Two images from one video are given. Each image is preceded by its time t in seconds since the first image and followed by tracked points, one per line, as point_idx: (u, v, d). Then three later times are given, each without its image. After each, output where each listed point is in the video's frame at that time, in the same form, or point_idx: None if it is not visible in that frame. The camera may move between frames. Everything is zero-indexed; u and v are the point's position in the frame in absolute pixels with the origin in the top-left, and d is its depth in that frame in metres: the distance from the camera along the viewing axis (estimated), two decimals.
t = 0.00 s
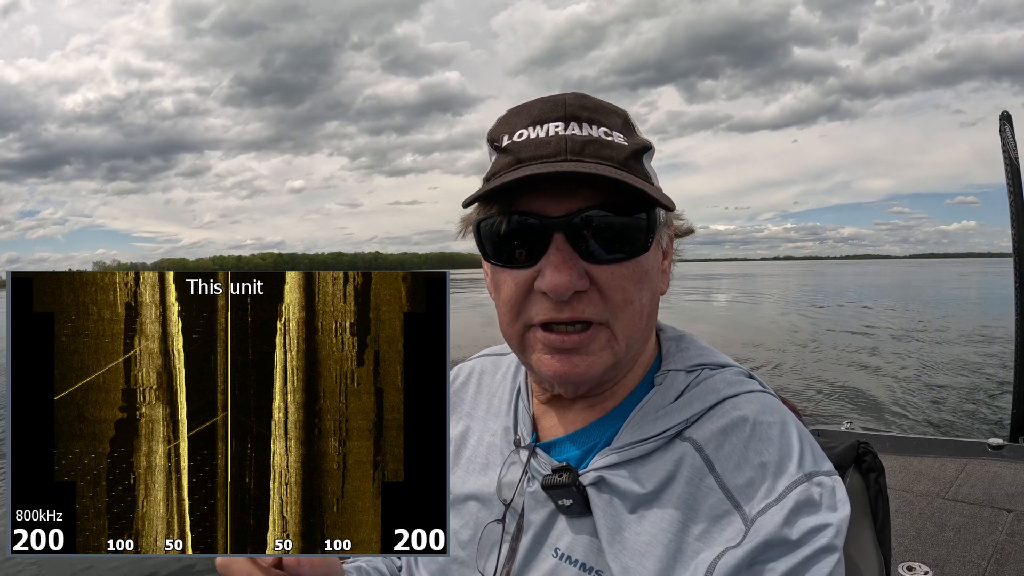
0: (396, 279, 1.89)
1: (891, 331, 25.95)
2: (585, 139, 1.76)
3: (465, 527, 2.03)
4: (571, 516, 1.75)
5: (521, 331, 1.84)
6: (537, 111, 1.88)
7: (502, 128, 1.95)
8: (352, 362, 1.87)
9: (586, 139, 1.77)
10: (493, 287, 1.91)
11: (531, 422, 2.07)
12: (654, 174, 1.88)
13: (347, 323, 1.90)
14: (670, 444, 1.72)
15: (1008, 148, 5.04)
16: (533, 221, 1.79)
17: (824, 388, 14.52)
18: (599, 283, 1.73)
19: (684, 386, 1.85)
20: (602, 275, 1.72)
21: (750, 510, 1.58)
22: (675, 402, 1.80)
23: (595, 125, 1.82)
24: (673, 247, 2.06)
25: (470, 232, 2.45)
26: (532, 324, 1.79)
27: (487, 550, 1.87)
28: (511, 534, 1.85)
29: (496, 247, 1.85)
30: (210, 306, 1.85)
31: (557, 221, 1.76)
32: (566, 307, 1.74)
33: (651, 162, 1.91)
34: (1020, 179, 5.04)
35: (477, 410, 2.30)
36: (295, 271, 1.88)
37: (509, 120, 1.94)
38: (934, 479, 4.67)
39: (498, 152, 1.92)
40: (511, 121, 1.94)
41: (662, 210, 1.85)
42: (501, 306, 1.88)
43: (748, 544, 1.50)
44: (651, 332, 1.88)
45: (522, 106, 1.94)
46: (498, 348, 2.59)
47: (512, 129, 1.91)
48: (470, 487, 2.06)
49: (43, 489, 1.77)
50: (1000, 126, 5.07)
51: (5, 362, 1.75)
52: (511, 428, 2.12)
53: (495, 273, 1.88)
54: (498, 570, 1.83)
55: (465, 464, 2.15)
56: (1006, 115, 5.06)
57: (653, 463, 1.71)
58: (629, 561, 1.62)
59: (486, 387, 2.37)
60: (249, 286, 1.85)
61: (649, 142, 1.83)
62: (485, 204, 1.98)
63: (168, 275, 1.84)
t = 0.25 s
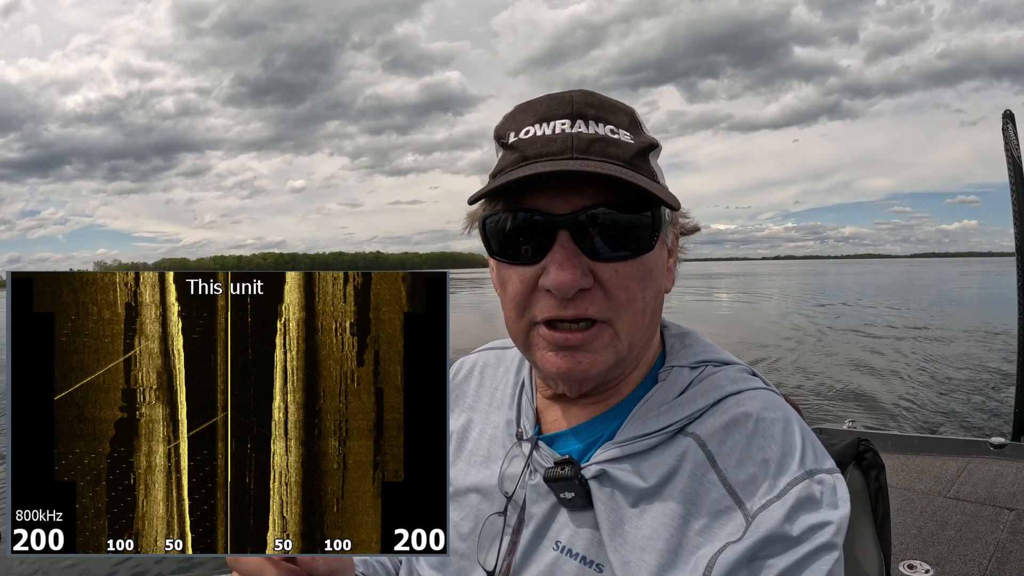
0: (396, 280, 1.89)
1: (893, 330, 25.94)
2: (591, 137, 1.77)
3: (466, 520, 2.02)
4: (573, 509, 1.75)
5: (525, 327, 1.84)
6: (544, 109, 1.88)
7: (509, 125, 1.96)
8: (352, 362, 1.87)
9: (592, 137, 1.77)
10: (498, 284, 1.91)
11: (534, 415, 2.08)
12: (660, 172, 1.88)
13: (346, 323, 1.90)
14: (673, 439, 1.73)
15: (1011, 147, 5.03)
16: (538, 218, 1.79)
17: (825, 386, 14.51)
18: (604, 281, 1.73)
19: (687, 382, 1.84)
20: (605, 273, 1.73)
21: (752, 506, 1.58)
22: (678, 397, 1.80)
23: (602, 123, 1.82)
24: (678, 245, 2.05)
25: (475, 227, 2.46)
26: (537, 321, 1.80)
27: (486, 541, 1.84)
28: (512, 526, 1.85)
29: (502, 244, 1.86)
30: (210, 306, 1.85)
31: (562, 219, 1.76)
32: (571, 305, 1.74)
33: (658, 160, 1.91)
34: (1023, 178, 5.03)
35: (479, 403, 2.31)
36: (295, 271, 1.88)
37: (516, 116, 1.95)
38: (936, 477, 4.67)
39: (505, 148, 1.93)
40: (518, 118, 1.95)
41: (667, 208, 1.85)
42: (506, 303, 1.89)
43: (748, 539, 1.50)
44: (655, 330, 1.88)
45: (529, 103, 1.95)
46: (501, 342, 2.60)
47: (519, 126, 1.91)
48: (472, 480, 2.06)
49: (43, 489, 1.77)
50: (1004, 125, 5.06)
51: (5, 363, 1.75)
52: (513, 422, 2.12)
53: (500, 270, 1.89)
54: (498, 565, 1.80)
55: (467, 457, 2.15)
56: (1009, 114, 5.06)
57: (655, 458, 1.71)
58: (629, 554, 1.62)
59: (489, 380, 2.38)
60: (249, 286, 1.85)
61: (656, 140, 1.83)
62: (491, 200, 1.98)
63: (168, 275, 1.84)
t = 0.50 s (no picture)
0: (396, 279, 1.89)
1: (893, 329, 25.94)
2: (598, 140, 1.76)
3: (476, 519, 2.02)
4: (584, 509, 1.75)
5: (532, 328, 1.85)
6: (552, 113, 1.88)
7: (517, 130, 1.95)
8: (352, 362, 1.87)
9: (598, 141, 1.77)
10: (506, 285, 1.92)
11: (545, 416, 2.08)
12: (667, 175, 1.87)
13: (347, 323, 1.90)
14: (682, 440, 1.73)
15: (1013, 147, 5.03)
16: (546, 220, 1.79)
17: (826, 386, 14.51)
18: (609, 282, 1.73)
19: (696, 384, 1.85)
20: (611, 274, 1.73)
21: (759, 504, 1.57)
22: (687, 399, 1.80)
23: (609, 127, 1.82)
24: (686, 247, 2.05)
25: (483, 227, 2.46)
26: (542, 321, 1.80)
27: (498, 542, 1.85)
28: (523, 526, 1.85)
29: (510, 245, 1.86)
30: (210, 306, 1.85)
31: (569, 220, 1.76)
32: (576, 305, 1.74)
33: (665, 163, 1.90)
34: None
35: (490, 403, 2.31)
36: (295, 271, 1.88)
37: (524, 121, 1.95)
38: (938, 477, 4.67)
39: (514, 153, 1.93)
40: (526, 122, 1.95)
41: (673, 211, 1.84)
42: (513, 303, 1.89)
43: (756, 536, 1.50)
44: (661, 331, 1.88)
45: (538, 107, 1.94)
46: (510, 341, 2.60)
47: (527, 131, 1.91)
48: (483, 480, 2.06)
49: (43, 489, 1.77)
50: (1006, 125, 5.06)
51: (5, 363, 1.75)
52: (524, 422, 2.12)
53: (508, 271, 1.89)
54: (510, 563, 1.82)
55: (477, 457, 2.15)
56: (1011, 114, 5.05)
57: (664, 458, 1.71)
58: (640, 553, 1.62)
59: (499, 380, 2.38)
60: (249, 285, 1.85)
61: (662, 144, 1.82)
62: (499, 202, 1.98)
63: (168, 275, 1.84)
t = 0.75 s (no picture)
0: (396, 279, 1.88)
1: (895, 329, 25.91)
2: (587, 153, 1.76)
3: (478, 532, 2.01)
4: (585, 523, 1.76)
5: (526, 338, 1.85)
6: (543, 128, 1.89)
7: (511, 146, 1.96)
8: (352, 362, 1.87)
9: (587, 153, 1.76)
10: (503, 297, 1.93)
11: (546, 430, 2.07)
12: (662, 187, 1.86)
13: (346, 322, 1.90)
14: (683, 454, 1.73)
15: (1016, 150, 5.02)
16: (540, 233, 1.79)
17: (827, 386, 14.51)
18: (600, 292, 1.72)
19: (697, 399, 1.84)
20: (602, 285, 1.72)
21: (760, 516, 1.57)
22: (688, 413, 1.80)
23: (599, 139, 1.81)
24: (685, 257, 2.03)
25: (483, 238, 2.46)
26: (535, 331, 1.81)
27: (501, 555, 1.86)
28: (525, 540, 1.85)
29: (506, 258, 1.87)
30: (210, 306, 1.84)
31: (559, 232, 1.77)
32: (567, 316, 1.74)
33: (659, 174, 1.89)
34: None
35: (493, 416, 2.31)
36: (295, 271, 1.88)
37: (518, 137, 1.96)
38: (940, 482, 4.66)
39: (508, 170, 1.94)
40: (520, 138, 1.95)
41: (668, 220, 1.82)
42: (508, 314, 1.90)
43: (757, 549, 1.49)
44: (658, 342, 1.86)
45: (530, 123, 1.95)
46: (514, 353, 2.59)
47: (520, 146, 1.91)
48: (485, 493, 2.05)
49: (43, 489, 1.77)
50: (1009, 128, 5.06)
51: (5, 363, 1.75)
52: (526, 435, 2.11)
53: (505, 283, 1.90)
54: None
55: (479, 471, 2.14)
56: (1014, 117, 5.05)
57: (665, 472, 1.71)
58: (643, 567, 1.62)
59: (502, 393, 2.37)
60: (249, 285, 1.85)
61: (655, 155, 1.81)
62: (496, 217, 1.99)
63: (168, 275, 1.84)
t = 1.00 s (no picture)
0: (396, 279, 1.88)
1: (896, 328, 25.87)
2: (564, 150, 1.78)
3: (468, 532, 2.01)
4: (574, 523, 1.75)
5: (508, 336, 1.87)
6: (524, 130, 1.92)
7: (494, 149, 2.00)
8: (352, 362, 1.87)
9: (564, 150, 1.79)
10: (488, 297, 1.94)
11: (536, 429, 2.08)
12: (643, 183, 1.87)
13: (347, 323, 1.90)
14: (673, 453, 1.73)
15: (1016, 149, 5.02)
16: (520, 231, 1.80)
17: (829, 386, 14.49)
18: (578, 287, 1.73)
19: (687, 397, 1.84)
20: (580, 278, 1.73)
21: (749, 517, 1.57)
22: (678, 412, 1.80)
23: (578, 137, 1.83)
24: (672, 252, 2.02)
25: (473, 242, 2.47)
26: (516, 328, 1.82)
27: (490, 554, 1.88)
28: (514, 539, 1.86)
29: (491, 258, 1.88)
30: (211, 306, 1.84)
31: (536, 227, 1.78)
32: (546, 311, 1.75)
33: (641, 171, 1.90)
34: None
35: (484, 416, 2.31)
36: (295, 271, 1.88)
37: (500, 140, 1.99)
38: (939, 482, 4.66)
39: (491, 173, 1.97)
40: (502, 141, 1.99)
41: (649, 214, 1.82)
42: (491, 313, 1.91)
43: (747, 550, 1.49)
44: (643, 337, 1.86)
45: (512, 127, 1.99)
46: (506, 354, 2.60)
47: (501, 148, 1.95)
48: (475, 493, 2.06)
49: (43, 489, 1.77)
50: (1008, 127, 5.06)
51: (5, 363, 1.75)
52: (517, 435, 2.12)
53: (490, 283, 1.91)
54: None
55: (470, 471, 2.15)
56: (1014, 116, 5.05)
57: (655, 471, 1.71)
58: (630, 566, 1.62)
59: (493, 393, 2.38)
60: (249, 285, 1.85)
61: (634, 150, 1.82)
62: (480, 219, 2.01)
63: (168, 275, 1.84)
